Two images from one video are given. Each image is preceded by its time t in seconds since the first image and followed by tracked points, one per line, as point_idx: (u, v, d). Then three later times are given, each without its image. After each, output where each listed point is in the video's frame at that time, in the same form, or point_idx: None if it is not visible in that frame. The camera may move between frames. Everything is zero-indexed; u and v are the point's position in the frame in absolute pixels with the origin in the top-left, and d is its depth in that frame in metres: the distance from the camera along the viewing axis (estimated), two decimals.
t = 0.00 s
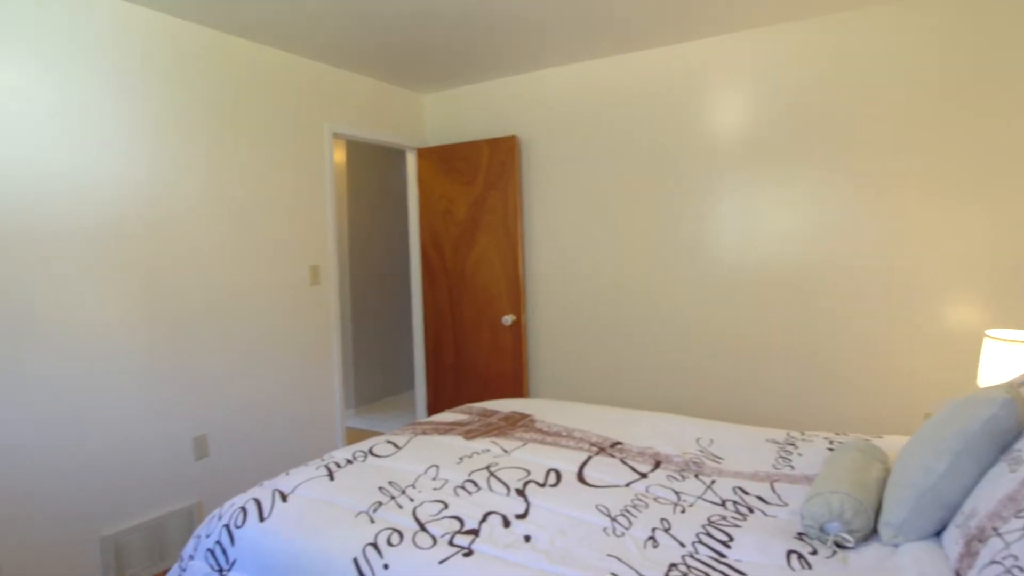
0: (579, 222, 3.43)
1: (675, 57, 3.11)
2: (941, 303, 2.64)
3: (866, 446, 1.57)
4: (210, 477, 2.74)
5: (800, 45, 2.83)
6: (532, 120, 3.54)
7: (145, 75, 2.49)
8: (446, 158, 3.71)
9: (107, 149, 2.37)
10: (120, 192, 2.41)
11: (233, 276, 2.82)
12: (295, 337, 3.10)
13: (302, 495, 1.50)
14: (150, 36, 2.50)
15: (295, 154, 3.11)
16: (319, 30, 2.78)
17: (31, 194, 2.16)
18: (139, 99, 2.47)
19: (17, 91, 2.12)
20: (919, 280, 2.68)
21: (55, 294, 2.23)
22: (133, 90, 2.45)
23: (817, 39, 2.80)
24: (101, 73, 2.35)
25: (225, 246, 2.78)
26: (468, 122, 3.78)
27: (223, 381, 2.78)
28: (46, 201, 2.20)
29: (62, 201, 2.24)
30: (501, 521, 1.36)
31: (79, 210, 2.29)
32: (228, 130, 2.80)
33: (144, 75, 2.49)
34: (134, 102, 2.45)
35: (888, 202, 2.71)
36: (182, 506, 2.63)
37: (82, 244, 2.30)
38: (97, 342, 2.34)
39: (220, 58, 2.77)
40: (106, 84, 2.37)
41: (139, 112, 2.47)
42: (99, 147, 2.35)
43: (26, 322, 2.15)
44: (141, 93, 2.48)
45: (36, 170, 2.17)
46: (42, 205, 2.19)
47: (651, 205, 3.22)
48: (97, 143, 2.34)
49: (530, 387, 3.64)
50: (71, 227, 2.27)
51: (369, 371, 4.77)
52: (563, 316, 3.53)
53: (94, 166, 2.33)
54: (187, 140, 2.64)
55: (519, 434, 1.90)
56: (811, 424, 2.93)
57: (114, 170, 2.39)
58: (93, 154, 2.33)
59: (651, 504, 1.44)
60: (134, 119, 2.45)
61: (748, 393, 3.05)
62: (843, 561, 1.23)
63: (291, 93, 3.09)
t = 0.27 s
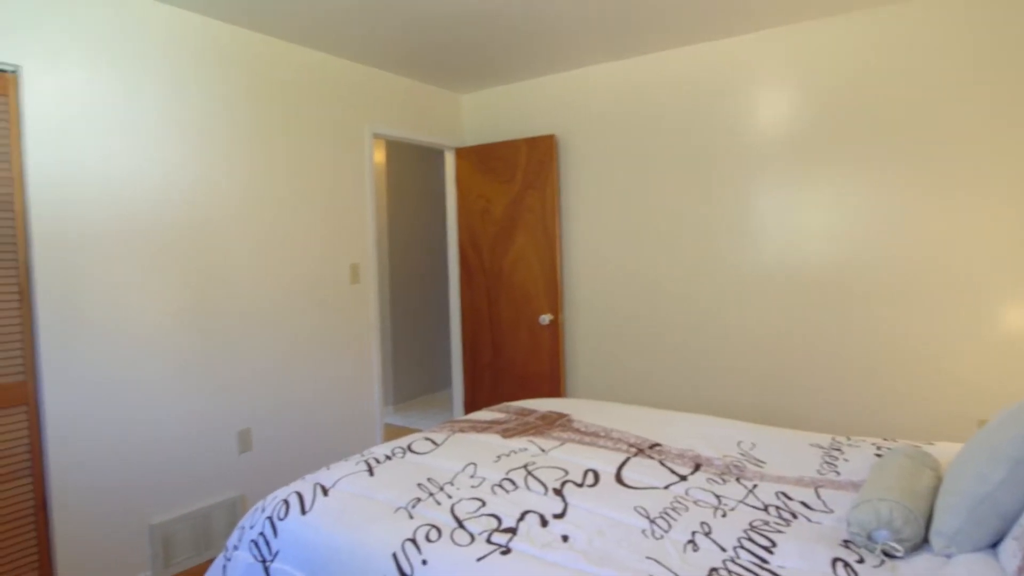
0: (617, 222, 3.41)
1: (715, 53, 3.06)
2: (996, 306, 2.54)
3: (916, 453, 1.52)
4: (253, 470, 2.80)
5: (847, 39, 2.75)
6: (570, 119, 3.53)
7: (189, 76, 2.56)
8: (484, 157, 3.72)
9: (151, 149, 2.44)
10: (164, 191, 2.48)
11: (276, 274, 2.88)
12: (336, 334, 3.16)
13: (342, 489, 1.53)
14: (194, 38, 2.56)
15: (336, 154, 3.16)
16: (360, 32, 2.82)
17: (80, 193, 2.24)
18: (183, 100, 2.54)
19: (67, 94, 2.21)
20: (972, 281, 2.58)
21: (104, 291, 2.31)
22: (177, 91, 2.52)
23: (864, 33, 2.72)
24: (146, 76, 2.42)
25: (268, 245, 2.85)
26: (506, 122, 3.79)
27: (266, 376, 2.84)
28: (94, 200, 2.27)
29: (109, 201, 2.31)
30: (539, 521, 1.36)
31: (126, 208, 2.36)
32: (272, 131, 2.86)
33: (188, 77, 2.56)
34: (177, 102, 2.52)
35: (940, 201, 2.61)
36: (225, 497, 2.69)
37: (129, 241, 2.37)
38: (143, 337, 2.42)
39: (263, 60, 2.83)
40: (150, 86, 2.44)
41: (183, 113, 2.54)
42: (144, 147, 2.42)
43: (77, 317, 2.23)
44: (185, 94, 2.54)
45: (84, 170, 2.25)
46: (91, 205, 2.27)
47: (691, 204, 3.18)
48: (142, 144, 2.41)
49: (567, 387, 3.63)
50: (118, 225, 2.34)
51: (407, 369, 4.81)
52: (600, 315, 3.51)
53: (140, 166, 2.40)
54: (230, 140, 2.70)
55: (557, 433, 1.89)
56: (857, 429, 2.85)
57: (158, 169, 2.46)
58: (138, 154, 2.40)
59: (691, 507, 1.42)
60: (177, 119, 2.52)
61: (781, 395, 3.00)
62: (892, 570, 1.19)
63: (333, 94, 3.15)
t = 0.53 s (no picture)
0: (656, 221, 3.37)
1: (759, 49, 2.99)
2: None
3: (970, 461, 1.46)
4: (295, 464, 2.86)
5: (898, 34, 2.66)
6: (609, 117, 3.50)
7: (235, 78, 2.62)
8: (522, 156, 3.72)
9: (199, 150, 2.51)
10: (211, 191, 2.54)
11: (318, 272, 2.93)
12: (375, 332, 3.20)
13: (382, 484, 1.55)
14: (240, 42, 2.63)
15: (377, 154, 3.20)
16: (401, 33, 2.85)
17: (132, 193, 2.31)
18: (230, 103, 2.60)
19: (120, 97, 2.28)
20: None
21: (154, 288, 2.38)
22: (225, 94, 2.59)
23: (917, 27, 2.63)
24: (195, 79, 2.49)
25: (310, 243, 2.90)
26: (545, 120, 3.78)
27: (308, 372, 2.90)
28: (145, 200, 2.35)
29: (159, 200, 2.39)
30: (577, 521, 1.35)
31: (175, 208, 2.43)
32: (315, 132, 2.92)
33: (235, 80, 2.62)
34: (225, 105, 2.59)
35: (997, 200, 2.51)
36: (267, 490, 2.75)
37: (178, 240, 2.44)
38: (190, 333, 2.49)
39: (307, 62, 2.88)
40: (199, 89, 2.51)
41: (229, 115, 2.60)
42: (192, 148, 2.49)
43: (129, 314, 2.31)
44: (232, 97, 2.61)
45: (136, 171, 2.33)
46: (142, 205, 2.34)
47: (733, 203, 3.12)
48: (191, 146, 2.48)
49: (604, 387, 3.60)
50: (168, 224, 2.41)
51: (445, 366, 4.85)
52: (639, 315, 3.47)
53: (188, 167, 2.47)
54: (274, 141, 2.76)
55: (595, 433, 1.88)
56: (906, 436, 2.75)
57: (205, 169, 2.52)
58: (187, 155, 2.47)
59: (732, 512, 1.40)
60: (224, 121, 2.59)
61: (814, 398, 2.95)
62: None
63: (374, 95, 3.19)
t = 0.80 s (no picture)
0: (696, 220, 3.32)
1: (803, 43, 2.92)
2: None
3: None
4: (335, 458, 2.91)
5: (952, 26, 2.56)
6: (648, 115, 3.46)
7: (279, 80, 2.67)
8: (561, 155, 3.71)
9: (244, 151, 2.57)
10: (256, 190, 2.60)
11: (357, 270, 2.97)
12: (414, 330, 3.23)
13: (420, 481, 1.56)
14: (284, 44, 2.68)
15: (415, 154, 3.23)
16: (439, 34, 2.87)
17: (180, 193, 2.38)
18: (274, 104, 2.66)
19: (170, 100, 2.35)
20: None
21: (201, 285, 2.45)
22: (269, 96, 2.64)
23: (972, 19, 2.52)
24: (241, 82, 2.55)
25: (351, 242, 2.94)
26: (583, 119, 3.76)
27: (348, 369, 2.95)
28: (193, 199, 2.42)
29: (206, 199, 2.45)
30: (615, 522, 1.34)
31: (221, 207, 2.50)
32: (356, 132, 2.96)
33: (279, 81, 2.67)
34: (269, 107, 2.64)
35: None
36: (308, 483, 2.81)
37: (223, 238, 2.50)
38: (234, 329, 2.55)
39: (348, 63, 2.92)
40: (245, 91, 2.57)
41: (273, 115, 2.65)
42: (238, 148, 2.55)
43: (176, 310, 2.38)
44: (275, 99, 2.66)
45: (184, 171, 2.40)
46: (190, 204, 2.41)
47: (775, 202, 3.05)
48: (237, 147, 2.55)
49: (642, 387, 3.57)
50: (214, 223, 2.48)
51: (481, 365, 4.87)
52: (678, 315, 3.43)
53: (234, 167, 2.54)
54: (316, 140, 2.80)
55: (633, 434, 1.86)
56: (958, 443, 2.65)
57: (250, 169, 2.58)
58: (233, 156, 2.53)
59: (775, 517, 1.37)
60: (268, 122, 2.64)
61: (860, 402, 2.87)
62: None
63: (414, 95, 3.22)
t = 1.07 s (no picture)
0: (737, 219, 3.26)
1: (849, 38, 2.84)
2: None
3: None
4: (373, 454, 2.95)
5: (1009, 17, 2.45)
6: (688, 113, 3.41)
7: (320, 81, 2.72)
8: (599, 153, 3.69)
9: (287, 152, 2.62)
10: (297, 190, 2.65)
11: (396, 268, 3.00)
12: (450, 328, 3.25)
13: (458, 478, 1.57)
14: (325, 46, 2.72)
15: (453, 153, 3.25)
16: (476, 33, 2.87)
17: (225, 193, 2.45)
18: (315, 105, 2.70)
19: (215, 103, 2.41)
20: None
21: (245, 283, 2.51)
22: (310, 98, 2.69)
23: None
24: (284, 84, 2.60)
25: (389, 240, 2.98)
26: (621, 117, 3.73)
27: (386, 366, 2.98)
28: (237, 199, 2.48)
29: (250, 199, 2.51)
30: (654, 524, 1.33)
31: (264, 206, 2.55)
32: (395, 132, 2.99)
33: (320, 83, 2.72)
34: (311, 108, 2.69)
35: None
36: (347, 478, 2.85)
37: (267, 236, 2.56)
38: (277, 326, 2.60)
39: (387, 63, 2.95)
40: (287, 94, 2.62)
41: (314, 116, 2.70)
42: (280, 149, 2.60)
43: (222, 306, 2.45)
44: (317, 100, 2.71)
45: (230, 171, 2.46)
46: (235, 204, 2.47)
47: (819, 201, 2.97)
48: (280, 147, 2.60)
49: (680, 389, 3.52)
50: (258, 222, 2.54)
51: (517, 364, 4.87)
52: (717, 315, 3.37)
53: (277, 168, 2.59)
54: (356, 141, 2.84)
55: (672, 436, 1.84)
56: (1012, 452, 2.54)
57: (292, 169, 2.63)
58: (276, 157, 2.59)
59: (819, 523, 1.33)
60: (310, 123, 2.69)
61: (907, 407, 2.77)
62: None
63: (452, 95, 3.24)
